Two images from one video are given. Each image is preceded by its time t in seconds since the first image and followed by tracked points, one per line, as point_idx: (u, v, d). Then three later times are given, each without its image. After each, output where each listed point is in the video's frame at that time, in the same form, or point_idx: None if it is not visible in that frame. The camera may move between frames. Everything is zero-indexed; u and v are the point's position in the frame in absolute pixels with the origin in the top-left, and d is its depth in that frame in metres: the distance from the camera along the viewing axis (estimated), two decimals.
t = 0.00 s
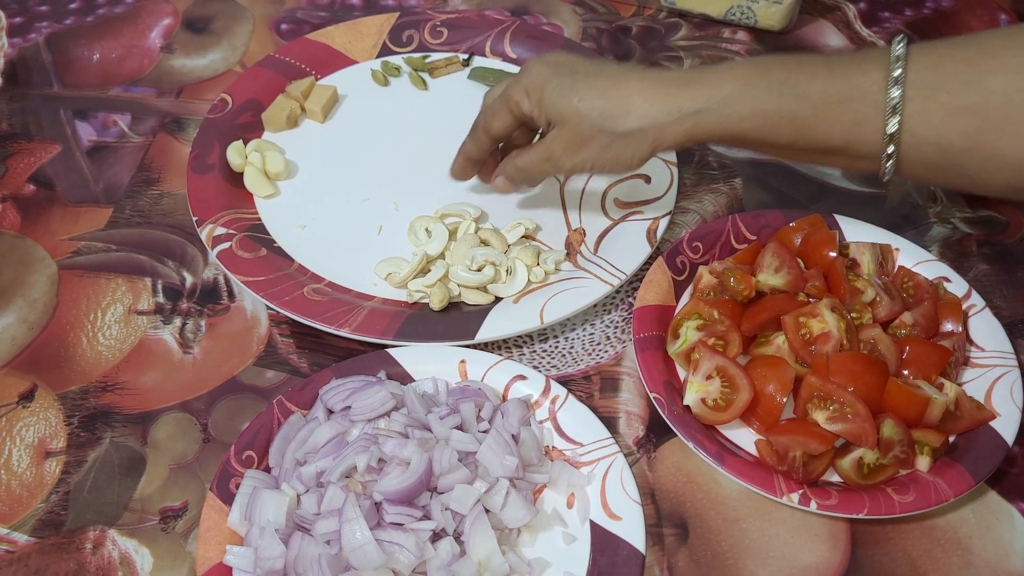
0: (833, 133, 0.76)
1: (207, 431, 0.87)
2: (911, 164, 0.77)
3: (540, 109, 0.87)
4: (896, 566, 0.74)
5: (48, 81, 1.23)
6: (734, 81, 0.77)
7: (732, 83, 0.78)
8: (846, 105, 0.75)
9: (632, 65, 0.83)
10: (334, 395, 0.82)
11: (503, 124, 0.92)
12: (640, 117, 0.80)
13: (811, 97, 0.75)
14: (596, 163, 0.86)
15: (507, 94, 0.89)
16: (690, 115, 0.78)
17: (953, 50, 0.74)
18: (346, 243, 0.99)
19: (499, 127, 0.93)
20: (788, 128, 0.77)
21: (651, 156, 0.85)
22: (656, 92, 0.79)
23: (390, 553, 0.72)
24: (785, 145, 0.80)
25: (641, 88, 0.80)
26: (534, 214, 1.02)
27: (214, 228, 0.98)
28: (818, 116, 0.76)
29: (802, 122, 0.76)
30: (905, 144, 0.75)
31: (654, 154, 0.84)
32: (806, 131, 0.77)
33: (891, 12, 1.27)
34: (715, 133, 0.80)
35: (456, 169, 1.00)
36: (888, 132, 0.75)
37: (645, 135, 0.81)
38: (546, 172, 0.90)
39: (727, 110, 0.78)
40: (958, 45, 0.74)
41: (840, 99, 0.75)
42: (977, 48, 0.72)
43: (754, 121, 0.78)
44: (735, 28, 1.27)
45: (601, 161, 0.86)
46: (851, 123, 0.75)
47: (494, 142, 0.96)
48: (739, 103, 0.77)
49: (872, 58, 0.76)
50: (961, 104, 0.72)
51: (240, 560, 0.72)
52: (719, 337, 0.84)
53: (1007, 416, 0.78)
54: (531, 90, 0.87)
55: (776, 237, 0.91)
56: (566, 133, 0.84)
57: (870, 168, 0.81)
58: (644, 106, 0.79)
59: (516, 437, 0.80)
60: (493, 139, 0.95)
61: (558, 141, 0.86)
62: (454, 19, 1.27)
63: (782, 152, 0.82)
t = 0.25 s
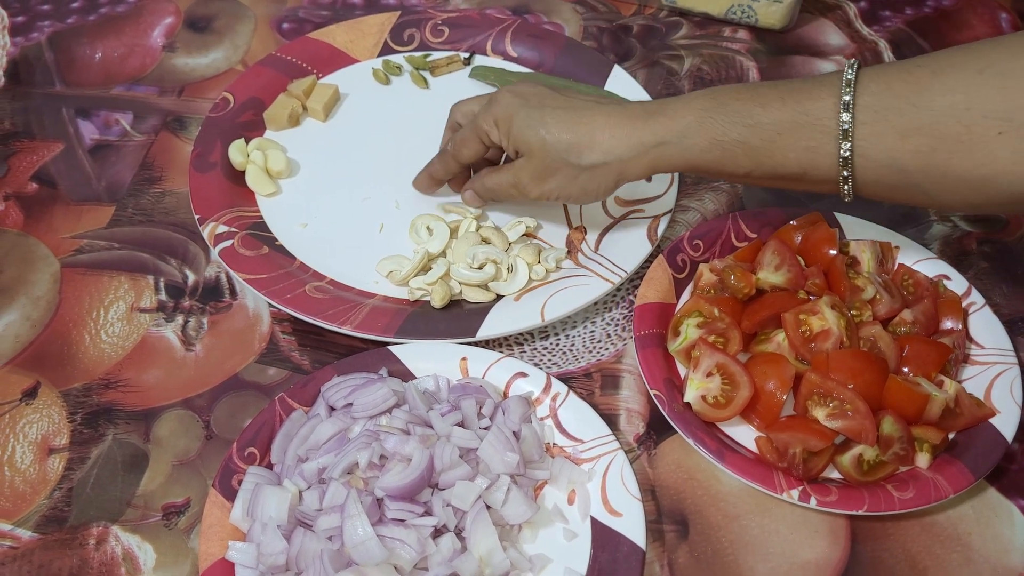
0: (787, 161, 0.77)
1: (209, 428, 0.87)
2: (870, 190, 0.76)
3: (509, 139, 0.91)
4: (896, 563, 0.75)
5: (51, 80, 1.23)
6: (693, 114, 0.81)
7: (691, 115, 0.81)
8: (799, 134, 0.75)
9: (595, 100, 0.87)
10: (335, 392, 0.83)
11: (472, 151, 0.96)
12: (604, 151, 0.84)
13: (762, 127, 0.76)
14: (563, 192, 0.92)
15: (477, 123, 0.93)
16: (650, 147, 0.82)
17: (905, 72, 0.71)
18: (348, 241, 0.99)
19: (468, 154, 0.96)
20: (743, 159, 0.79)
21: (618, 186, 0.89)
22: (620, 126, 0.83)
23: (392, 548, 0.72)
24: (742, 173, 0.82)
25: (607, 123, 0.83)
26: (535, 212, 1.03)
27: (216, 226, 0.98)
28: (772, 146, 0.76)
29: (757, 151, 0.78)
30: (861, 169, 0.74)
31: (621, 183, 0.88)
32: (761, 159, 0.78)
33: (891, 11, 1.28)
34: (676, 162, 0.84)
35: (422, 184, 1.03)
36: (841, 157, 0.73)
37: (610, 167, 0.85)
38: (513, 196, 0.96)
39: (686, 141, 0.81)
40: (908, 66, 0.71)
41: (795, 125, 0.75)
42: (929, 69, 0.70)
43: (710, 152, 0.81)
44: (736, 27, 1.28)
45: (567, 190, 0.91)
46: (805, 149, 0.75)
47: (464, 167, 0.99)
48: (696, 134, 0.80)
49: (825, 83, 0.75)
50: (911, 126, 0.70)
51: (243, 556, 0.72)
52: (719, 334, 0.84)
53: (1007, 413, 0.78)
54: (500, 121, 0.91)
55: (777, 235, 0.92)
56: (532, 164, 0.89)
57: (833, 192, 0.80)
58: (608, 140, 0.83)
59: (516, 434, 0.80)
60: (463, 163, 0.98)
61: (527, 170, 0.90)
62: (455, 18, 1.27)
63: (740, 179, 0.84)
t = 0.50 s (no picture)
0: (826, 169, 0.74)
1: (213, 424, 0.87)
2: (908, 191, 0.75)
3: (536, 164, 0.86)
4: (898, 559, 0.75)
5: (54, 78, 1.23)
6: (727, 126, 0.77)
7: (725, 125, 0.77)
8: (838, 140, 0.73)
9: (621, 115, 0.83)
10: (339, 388, 0.83)
11: (496, 179, 0.90)
12: (640, 165, 0.80)
13: (798, 133, 0.73)
14: (597, 211, 0.86)
15: (500, 150, 0.87)
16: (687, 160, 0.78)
17: (940, 70, 0.69)
18: (351, 238, 0.99)
19: (493, 184, 0.91)
20: (782, 166, 0.76)
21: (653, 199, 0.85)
22: (655, 141, 0.79)
23: (395, 544, 0.73)
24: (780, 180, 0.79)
25: (639, 135, 0.80)
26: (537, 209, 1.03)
27: (219, 223, 0.98)
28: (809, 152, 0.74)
29: (795, 159, 0.75)
30: (899, 171, 0.72)
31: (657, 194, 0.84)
32: (799, 166, 0.76)
33: (894, 8, 1.28)
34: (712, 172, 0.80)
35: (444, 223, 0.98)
36: (880, 159, 0.72)
37: (645, 183, 0.81)
38: (542, 221, 0.91)
39: (722, 152, 0.78)
40: (940, 64, 0.70)
41: (832, 132, 0.73)
42: (961, 66, 0.68)
43: (748, 162, 0.77)
44: (738, 24, 1.28)
45: (603, 209, 0.86)
46: (843, 154, 0.73)
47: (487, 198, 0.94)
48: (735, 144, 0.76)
49: (859, 83, 0.73)
50: (951, 128, 0.68)
51: (246, 551, 0.72)
52: (722, 331, 0.85)
53: (1009, 410, 0.78)
54: (525, 145, 0.85)
55: (780, 232, 0.92)
56: (565, 188, 0.84)
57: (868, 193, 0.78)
58: (642, 155, 0.79)
59: (520, 430, 0.80)
60: (486, 193, 0.92)
61: (558, 194, 0.85)
62: (457, 15, 1.28)
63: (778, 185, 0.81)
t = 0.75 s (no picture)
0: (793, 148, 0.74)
1: (217, 422, 0.87)
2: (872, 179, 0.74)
3: (502, 124, 0.84)
4: (903, 558, 0.75)
5: (58, 77, 1.23)
6: (697, 95, 0.77)
7: (694, 98, 0.77)
8: (804, 120, 0.72)
9: (597, 86, 0.83)
10: (342, 386, 0.83)
11: (458, 139, 0.87)
12: (607, 133, 0.79)
13: (765, 112, 0.73)
14: (558, 179, 0.85)
15: (465, 107, 0.84)
16: (652, 131, 0.78)
17: (911, 55, 0.69)
18: (355, 238, 0.99)
19: (454, 140, 0.87)
20: (743, 146, 0.76)
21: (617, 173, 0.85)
22: (624, 111, 0.79)
23: (399, 542, 0.73)
24: (743, 160, 0.78)
25: (609, 107, 0.79)
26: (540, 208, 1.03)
27: (223, 221, 0.98)
28: (775, 130, 0.73)
29: (759, 137, 0.74)
30: (864, 156, 0.71)
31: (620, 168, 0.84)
32: (764, 147, 0.75)
33: (898, 7, 1.28)
34: (676, 150, 0.80)
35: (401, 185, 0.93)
36: (844, 143, 0.71)
37: (610, 152, 0.81)
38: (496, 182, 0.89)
39: (689, 130, 0.77)
40: (913, 51, 0.69)
41: (796, 112, 0.72)
42: (934, 53, 0.67)
43: (712, 138, 0.77)
44: (741, 23, 1.28)
45: (563, 177, 0.85)
46: (809, 136, 0.72)
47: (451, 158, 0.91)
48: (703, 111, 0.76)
49: (830, 68, 0.72)
50: (920, 113, 0.67)
51: (250, 549, 0.72)
52: (725, 330, 0.84)
53: (1013, 409, 0.78)
54: (492, 104, 0.83)
55: (783, 231, 0.92)
56: (530, 148, 0.83)
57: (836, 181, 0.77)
58: (609, 122, 0.79)
59: (523, 428, 0.81)
60: (447, 154, 0.89)
61: (522, 154, 0.84)
62: (460, 14, 1.27)
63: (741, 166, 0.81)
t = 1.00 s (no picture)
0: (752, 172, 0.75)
1: (220, 418, 0.87)
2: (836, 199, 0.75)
3: (474, 195, 0.83)
4: (907, 554, 0.74)
5: (61, 74, 1.24)
6: (660, 126, 0.76)
7: (654, 129, 0.77)
8: (768, 141, 0.72)
9: (548, 128, 0.80)
10: (346, 382, 0.83)
11: (426, 213, 0.86)
12: (579, 179, 0.79)
13: (722, 139, 0.74)
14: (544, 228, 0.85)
15: (430, 186, 0.83)
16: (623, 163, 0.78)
17: (867, 70, 0.68)
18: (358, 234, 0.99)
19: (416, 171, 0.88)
20: (709, 171, 0.77)
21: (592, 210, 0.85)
22: (592, 145, 0.78)
23: (402, 537, 0.73)
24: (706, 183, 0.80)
25: (566, 144, 0.79)
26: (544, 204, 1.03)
27: (226, 218, 0.98)
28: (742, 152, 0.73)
29: (720, 164, 0.75)
30: (826, 174, 0.72)
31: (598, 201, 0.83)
32: (725, 171, 0.76)
33: (901, 4, 1.28)
34: (644, 175, 0.80)
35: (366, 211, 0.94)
36: (807, 164, 0.72)
37: (586, 193, 0.81)
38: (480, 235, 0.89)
39: (654, 157, 0.78)
40: (868, 64, 0.69)
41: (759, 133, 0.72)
42: (890, 67, 0.67)
43: (678, 167, 0.78)
44: (745, 20, 1.28)
45: (547, 228, 0.85)
46: (771, 159, 0.73)
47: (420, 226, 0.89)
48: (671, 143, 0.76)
49: (789, 82, 0.72)
50: (884, 127, 0.67)
51: (254, 544, 0.73)
52: (729, 326, 0.84)
53: (1018, 405, 0.78)
54: (457, 178, 0.81)
55: (787, 227, 0.92)
56: (509, 212, 0.82)
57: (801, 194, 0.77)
58: (581, 163, 0.78)
59: (526, 424, 0.81)
60: (419, 226, 0.88)
61: (506, 217, 0.83)
62: (463, 11, 1.28)
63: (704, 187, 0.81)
